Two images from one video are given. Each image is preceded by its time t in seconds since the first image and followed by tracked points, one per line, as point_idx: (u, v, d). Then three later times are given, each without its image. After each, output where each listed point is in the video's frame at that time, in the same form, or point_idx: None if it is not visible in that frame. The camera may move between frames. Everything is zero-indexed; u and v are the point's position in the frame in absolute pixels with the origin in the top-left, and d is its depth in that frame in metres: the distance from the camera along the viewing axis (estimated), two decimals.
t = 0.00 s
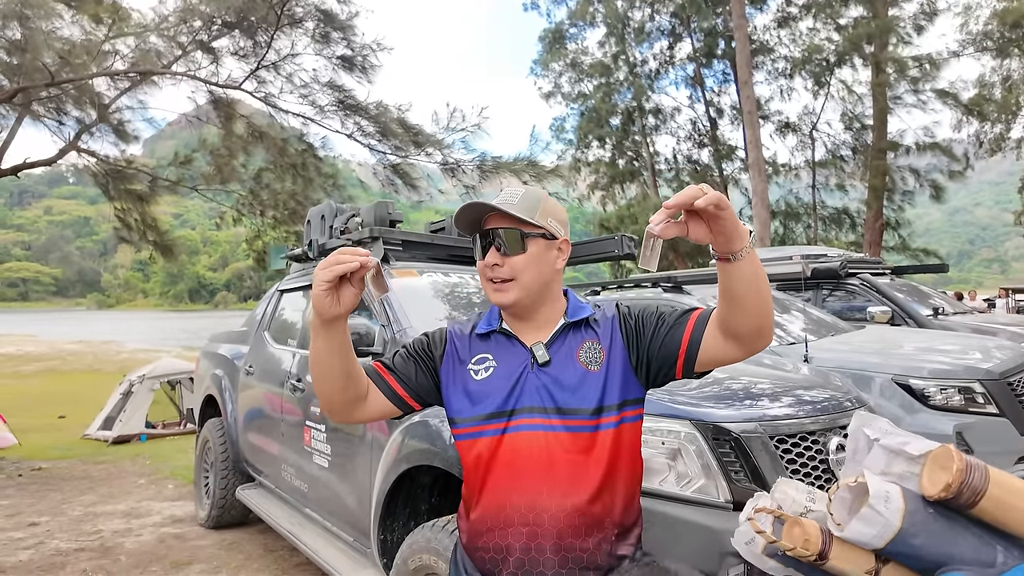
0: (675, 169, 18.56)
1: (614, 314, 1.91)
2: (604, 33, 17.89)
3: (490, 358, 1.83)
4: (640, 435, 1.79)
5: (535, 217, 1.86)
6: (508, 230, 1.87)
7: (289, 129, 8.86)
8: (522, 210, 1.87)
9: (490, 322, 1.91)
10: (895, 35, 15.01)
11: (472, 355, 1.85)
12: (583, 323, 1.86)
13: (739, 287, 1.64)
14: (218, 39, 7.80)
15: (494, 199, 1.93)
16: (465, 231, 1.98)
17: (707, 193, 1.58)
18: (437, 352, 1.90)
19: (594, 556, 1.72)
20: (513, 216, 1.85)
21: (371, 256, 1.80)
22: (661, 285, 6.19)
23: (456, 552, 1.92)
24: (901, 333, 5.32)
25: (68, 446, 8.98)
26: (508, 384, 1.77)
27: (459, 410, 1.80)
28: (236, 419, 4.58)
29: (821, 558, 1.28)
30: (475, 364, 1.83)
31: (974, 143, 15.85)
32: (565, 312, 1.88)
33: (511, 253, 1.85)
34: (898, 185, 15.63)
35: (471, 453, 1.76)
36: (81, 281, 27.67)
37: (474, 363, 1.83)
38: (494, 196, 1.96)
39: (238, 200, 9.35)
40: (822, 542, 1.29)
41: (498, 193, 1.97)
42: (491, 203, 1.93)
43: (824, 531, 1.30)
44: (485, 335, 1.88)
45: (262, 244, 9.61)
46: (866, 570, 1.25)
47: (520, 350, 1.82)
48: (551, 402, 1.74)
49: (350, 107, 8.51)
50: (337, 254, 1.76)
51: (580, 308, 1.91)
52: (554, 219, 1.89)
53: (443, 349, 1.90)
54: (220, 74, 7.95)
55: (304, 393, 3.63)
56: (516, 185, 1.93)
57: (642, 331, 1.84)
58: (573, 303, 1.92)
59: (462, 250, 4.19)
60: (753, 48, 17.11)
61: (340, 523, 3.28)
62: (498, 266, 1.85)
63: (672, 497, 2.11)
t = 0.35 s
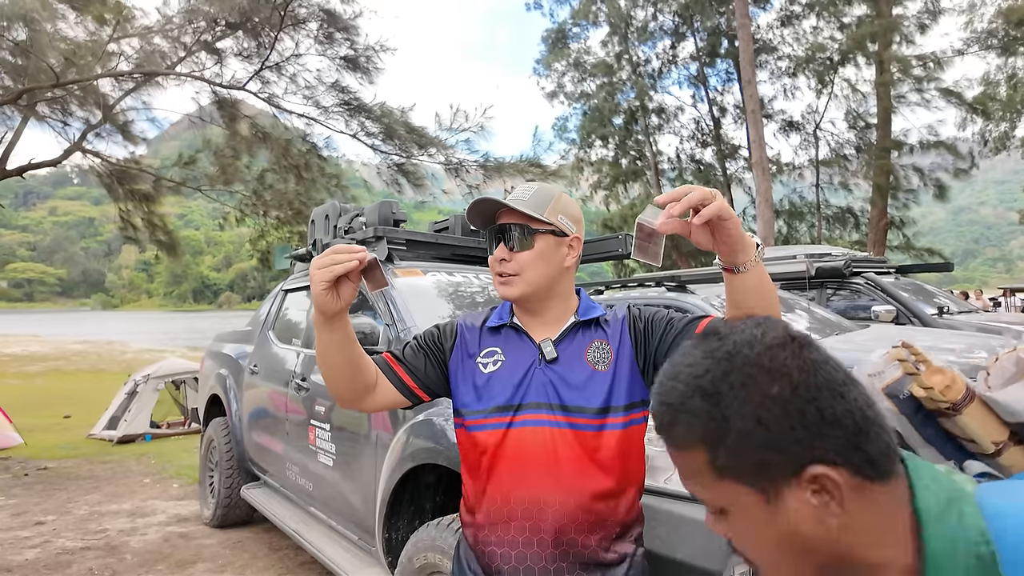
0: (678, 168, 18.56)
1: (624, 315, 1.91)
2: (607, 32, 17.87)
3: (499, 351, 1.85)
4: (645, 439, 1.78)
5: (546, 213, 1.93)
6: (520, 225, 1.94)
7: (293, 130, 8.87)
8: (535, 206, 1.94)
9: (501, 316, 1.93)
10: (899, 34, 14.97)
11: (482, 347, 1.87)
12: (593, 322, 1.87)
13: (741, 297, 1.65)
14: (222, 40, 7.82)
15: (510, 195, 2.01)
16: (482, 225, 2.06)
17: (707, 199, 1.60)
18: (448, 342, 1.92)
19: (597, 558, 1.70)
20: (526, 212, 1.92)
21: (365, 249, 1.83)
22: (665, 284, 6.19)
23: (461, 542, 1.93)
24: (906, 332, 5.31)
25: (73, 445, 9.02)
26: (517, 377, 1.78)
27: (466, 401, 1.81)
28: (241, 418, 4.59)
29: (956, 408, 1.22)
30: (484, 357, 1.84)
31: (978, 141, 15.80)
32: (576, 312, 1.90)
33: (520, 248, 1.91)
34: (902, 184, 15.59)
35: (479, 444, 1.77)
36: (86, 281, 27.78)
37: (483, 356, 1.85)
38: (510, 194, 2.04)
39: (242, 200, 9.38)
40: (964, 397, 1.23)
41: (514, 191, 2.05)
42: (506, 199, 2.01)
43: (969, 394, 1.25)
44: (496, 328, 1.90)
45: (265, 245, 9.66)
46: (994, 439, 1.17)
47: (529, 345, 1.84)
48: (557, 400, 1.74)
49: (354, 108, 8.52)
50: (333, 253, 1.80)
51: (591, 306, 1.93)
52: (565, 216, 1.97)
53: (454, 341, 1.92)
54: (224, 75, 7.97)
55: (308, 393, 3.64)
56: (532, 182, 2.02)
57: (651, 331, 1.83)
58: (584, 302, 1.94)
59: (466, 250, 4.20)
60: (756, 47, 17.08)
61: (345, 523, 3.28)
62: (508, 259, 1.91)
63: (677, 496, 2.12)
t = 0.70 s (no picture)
0: (680, 167, 18.52)
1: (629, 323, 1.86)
2: (609, 29, 17.83)
3: (508, 342, 1.85)
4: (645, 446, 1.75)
5: (562, 213, 1.87)
6: (536, 227, 1.88)
7: (294, 128, 8.85)
8: (549, 207, 1.87)
9: (513, 310, 1.93)
10: (901, 31, 14.91)
11: (491, 338, 1.88)
12: (601, 324, 1.84)
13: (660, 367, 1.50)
14: (222, 38, 7.81)
15: (524, 196, 1.95)
16: (497, 223, 2.00)
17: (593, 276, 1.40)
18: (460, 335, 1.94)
19: (588, 558, 1.67)
20: (540, 214, 1.86)
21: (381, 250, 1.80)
22: (666, 282, 6.16)
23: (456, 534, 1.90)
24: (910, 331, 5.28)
25: (75, 445, 9.03)
26: (522, 370, 1.78)
27: (474, 389, 1.83)
28: (241, 418, 4.58)
29: None
30: (492, 347, 1.85)
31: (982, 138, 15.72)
32: (587, 311, 1.88)
33: (536, 250, 1.86)
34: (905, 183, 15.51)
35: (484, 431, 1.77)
36: (89, 280, 27.82)
37: (491, 347, 1.85)
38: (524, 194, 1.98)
39: (244, 199, 9.42)
40: None
41: (528, 190, 1.99)
42: (521, 200, 1.95)
43: None
44: (507, 320, 1.90)
45: (266, 244, 9.66)
46: None
47: (536, 339, 1.82)
48: (562, 393, 1.73)
49: (355, 106, 8.50)
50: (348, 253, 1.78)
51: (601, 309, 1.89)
52: (582, 215, 1.90)
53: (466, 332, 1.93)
54: (224, 73, 7.96)
55: (308, 392, 3.62)
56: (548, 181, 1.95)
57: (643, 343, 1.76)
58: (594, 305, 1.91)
59: (467, 248, 4.18)
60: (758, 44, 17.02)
61: (344, 523, 3.27)
62: (524, 262, 1.87)
63: (675, 495, 2.09)
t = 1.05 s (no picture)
0: (680, 167, 18.57)
1: (634, 328, 1.71)
2: (609, 30, 17.88)
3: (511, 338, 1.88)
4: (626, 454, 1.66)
5: (595, 216, 1.80)
6: (567, 230, 1.80)
7: (296, 129, 8.90)
8: (584, 209, 1.80)
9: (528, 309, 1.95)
10: (901, 31, 14.95)
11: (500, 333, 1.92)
12: (605, 328, 1.74)
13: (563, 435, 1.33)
14: (225, 40, 7.85)
15: (550, 199, 1.86)
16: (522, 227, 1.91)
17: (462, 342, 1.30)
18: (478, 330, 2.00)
19: (558, 555, 1.67)
20: (576, 217, 1.78)
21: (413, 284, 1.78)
22: (665, 282, 6.20)
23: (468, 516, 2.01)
24: (907, 330, 5.33)
25: (78, 443, 9.08)
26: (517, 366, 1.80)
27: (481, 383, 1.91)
28: (244, 416, 4.62)
29: None
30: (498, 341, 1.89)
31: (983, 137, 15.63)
32: (593, 313, 1.80)
33: (570, 254, 1.77)
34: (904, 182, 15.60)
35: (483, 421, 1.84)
36: (91, 280, 27.98)
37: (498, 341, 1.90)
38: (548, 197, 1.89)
39: (246, 200, 9.50)
40: None
41: (550, 193, 1.90)
42: (547, 203, 1.86)
43: None
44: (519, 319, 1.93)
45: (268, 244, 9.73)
46: None
47: (536, 336, 1.83)
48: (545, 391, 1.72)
49: (356, 106, 8.51)
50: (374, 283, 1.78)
51: (611, 314, 1.77)
52: (611, 221, 1.85)
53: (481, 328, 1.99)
54: (227, 75, 8.01)
55: (311, 391, 3.67)
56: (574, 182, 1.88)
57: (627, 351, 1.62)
58: (605, 308, 1.80)
59: (468, 248, 4.22)
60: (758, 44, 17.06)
61: (347, 519, 3.31)
62: (557, 265, 1.77)
63: (674, 492, 2.12)
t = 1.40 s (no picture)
0: (683, 166, 18.55)
1: (649, 335, 1.67)
2: (612, 29, 17.87)
3: (522, 335, 1.84)
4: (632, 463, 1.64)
5: (617, 224, 1.73)
6: (588, 239, 1.74)
7: (299, 129, 8.92)
8: (607, 218, 1.73)
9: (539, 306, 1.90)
10: (904, 30, 14.91)
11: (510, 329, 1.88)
12: (618, 333, 1.70)
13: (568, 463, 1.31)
14: (229, 39, 7.86)
15: (570, 204, 1.78)
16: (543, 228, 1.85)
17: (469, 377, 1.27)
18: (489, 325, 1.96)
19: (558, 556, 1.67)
20: (600, 227, 1.71)
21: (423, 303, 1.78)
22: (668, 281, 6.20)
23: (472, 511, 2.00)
24: (910, 329, 5.32)
25: (83, 442, 9.12)
26: (526, 364, 1.76)
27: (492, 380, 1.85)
28: (248, 415, 4.64)
29: None
30: (509, 338, 1.85)
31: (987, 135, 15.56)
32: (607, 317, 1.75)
33: (592, 264, 1.72)
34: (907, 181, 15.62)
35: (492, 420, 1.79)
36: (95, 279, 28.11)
37: (509, 338, 1.86)
38: (568, 198, 1.81)
39: (250, 199, 9.51)
40: None
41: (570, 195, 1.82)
42: (567, 209, 1.78)
43: None
44: (530, 316, 1.88)
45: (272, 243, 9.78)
46: None
47: (547, 335, 1.78)
48: (554, 392, 1.68)
49: (358, 105, 8.50)
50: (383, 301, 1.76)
51: (625, 317, 1.73)
52: (633, 225, 1.79)
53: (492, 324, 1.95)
54: (230, 74, 8.02)
55: (314, 389, 3.68)
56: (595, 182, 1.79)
57: (641, 360, 1.59)
58: (618, 310, 1.76)
59: (470, 247, 4.22)
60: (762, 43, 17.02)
61: (351, 518, 3.32)
62: (578, 276, 1.71)
63: (678, 492, 2.12)
